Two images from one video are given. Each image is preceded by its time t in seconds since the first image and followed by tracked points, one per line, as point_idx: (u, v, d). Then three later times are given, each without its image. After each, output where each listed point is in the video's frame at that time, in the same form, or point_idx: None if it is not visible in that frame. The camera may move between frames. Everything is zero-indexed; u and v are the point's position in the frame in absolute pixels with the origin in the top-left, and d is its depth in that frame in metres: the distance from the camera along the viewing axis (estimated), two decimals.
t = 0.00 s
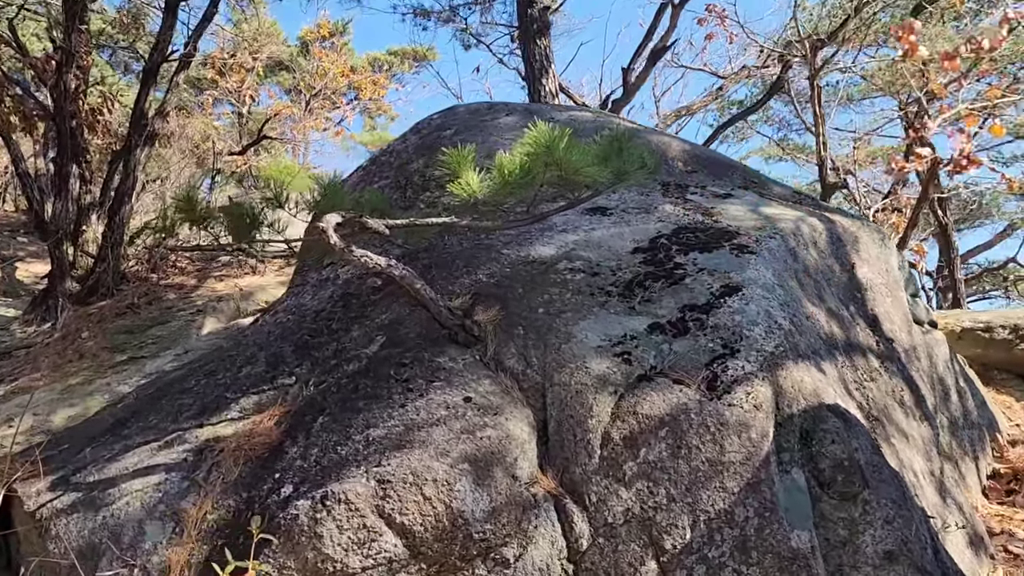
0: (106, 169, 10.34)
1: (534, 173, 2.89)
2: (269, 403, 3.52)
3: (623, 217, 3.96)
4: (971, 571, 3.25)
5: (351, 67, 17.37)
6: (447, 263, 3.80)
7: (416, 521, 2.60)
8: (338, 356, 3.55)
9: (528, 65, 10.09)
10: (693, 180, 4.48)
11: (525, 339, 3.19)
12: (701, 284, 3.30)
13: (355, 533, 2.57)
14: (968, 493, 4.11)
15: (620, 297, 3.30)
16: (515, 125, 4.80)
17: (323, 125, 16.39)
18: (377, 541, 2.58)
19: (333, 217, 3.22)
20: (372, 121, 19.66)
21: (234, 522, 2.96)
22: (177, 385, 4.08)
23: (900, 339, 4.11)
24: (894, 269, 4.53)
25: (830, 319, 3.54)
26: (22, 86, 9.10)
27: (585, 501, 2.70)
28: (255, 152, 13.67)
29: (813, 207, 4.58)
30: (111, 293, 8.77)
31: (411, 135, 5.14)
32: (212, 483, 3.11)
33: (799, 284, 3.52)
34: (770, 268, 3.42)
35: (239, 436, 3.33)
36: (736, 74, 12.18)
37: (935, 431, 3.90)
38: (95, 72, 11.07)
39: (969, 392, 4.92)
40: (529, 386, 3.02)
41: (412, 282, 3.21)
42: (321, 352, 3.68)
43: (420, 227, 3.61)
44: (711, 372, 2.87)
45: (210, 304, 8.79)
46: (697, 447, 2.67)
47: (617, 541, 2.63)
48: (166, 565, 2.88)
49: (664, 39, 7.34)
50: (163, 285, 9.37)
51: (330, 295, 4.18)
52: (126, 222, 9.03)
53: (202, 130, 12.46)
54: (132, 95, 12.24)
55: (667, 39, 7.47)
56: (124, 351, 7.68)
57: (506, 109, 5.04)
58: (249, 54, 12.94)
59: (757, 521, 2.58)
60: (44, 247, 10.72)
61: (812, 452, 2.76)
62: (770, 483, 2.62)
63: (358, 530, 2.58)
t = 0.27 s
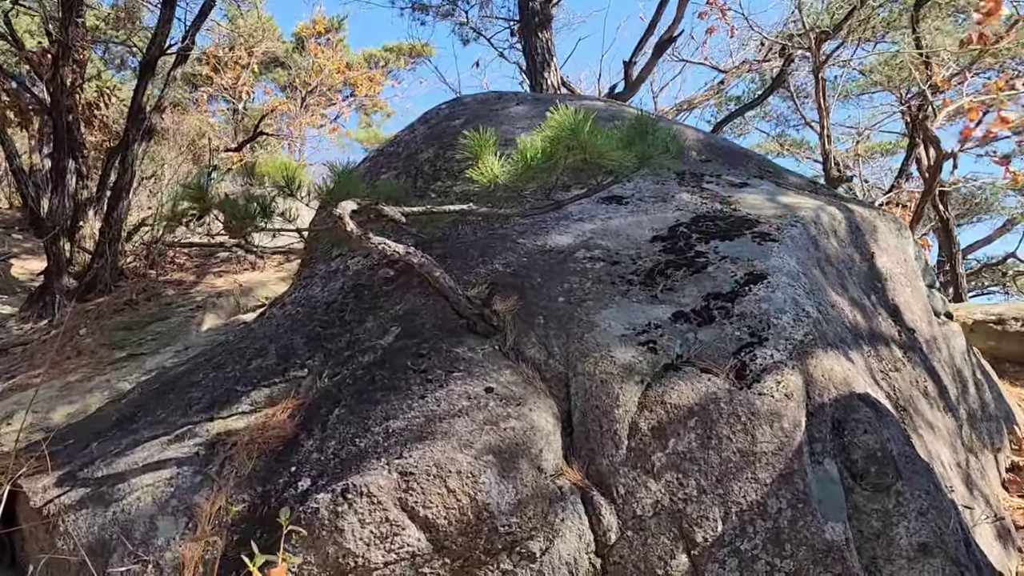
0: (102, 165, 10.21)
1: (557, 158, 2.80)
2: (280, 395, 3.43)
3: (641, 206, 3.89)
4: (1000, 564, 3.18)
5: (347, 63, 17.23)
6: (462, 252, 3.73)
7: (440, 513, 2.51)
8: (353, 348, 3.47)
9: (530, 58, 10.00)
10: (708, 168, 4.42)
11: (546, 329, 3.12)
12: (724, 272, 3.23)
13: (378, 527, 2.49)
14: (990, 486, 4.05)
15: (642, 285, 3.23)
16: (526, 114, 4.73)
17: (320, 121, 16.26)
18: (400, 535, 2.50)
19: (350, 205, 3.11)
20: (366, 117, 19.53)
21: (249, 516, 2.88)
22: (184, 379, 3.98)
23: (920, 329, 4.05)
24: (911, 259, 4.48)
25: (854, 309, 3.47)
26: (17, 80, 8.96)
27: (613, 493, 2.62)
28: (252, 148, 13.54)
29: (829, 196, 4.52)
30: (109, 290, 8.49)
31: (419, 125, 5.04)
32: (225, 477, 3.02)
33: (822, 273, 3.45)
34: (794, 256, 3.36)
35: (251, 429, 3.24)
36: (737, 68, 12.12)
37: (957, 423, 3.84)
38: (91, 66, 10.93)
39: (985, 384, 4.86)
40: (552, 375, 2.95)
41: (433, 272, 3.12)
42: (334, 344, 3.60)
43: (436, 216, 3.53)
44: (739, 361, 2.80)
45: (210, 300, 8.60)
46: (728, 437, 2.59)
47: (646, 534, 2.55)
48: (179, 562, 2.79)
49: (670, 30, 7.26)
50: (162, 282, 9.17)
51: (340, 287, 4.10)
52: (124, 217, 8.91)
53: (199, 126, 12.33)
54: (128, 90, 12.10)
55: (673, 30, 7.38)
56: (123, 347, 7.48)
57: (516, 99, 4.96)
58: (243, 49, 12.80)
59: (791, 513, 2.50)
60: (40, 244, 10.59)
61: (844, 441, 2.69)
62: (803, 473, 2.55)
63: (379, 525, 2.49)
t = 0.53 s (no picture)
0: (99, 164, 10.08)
1: (580, 140, 2.73)
2: (291, 392, 3.32)
3: (659, 196, 3.79)
4: None
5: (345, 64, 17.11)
6: (476, 243, 3.62)
7: (463, 512, 2.40)
8: (365, 342, 3.36)
9: (532, 55, 9.88)
10: (725, 159, 4.33)
11: (567, 321, 3.01)
12: (750, 262, 3.13)
13: (399, 526, 2.38)
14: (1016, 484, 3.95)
15: (666, 275, 3.13)
16: (537, 104, 4.63)
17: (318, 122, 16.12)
18: (422, 534, 2.38)
19: (362, 192, 3.02)
20: (364, 119, 19.25)
21: (262, 516, 2.77)
22: (189, 377, 3.87)
23: (944, 323, 3.96)
24: (932, 253, 4.39)
25: (881, 301, 3.37)
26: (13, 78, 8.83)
27: (643, 491, 2.52)
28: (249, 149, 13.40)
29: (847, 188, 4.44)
30: (107, 290, 8.20)
31: (427, 117, 4.93)
32: (235, 476, 2.91)
33: (848, 264, 3.35)
34: (820, 247, 3.26)
35: (261, 426, 3.12)
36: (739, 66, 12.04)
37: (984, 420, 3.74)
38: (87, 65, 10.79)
39: (1006, 381, 4.78)
40: (575, 368, 2.85)
41: (451, 260, 3.04)
42: (346, 338, 3.49)
43: (451, 203, 3.45)
44: (770, 352, 2.70)
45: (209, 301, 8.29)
46: (762, 431, 2.48)
47: (678, 533, 2.45)
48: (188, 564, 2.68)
49: (677, 24, 7.17)
50: (160, 282, 8.82)
51: (349, 281, 4.00)
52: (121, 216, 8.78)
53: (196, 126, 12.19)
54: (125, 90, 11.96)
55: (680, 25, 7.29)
56: (122, 348, 7.30)
57: (525, 89, 4.87)
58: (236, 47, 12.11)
59: (830, 511, 2.40)
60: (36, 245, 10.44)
61: (881, 436, 2.59)
62: (841, 469, 2.45)
63: (400, 524, 2.38)
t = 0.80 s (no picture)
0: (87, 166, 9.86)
1: (601, 141, 2.67)
2: (292, 402, 3.17)
3: (672, 199, 3.68)
4: None
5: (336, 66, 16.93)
6: (485, 248, 3.49)
7: (481, 533, 2.27)
8: (370, 351, 3.22)
9: (528, 57, 9.74)
10: (737, 162, 4.22)
11: (584, 329, 2.88)
12: (773, 268, 3.02)
13: (413, 547, 2.24)
14: None
15: (685, 282, 3.00)
16: (543, 104, 4.51)
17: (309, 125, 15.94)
18: (438, 556, 2.24)
19: (372, 194, 2.87)
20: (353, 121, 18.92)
21: (265, 536, 2.62)
22: (184, 385, 3.70)
23: (964, 331, 3.86)
24: (948, 258, 4.30)
25: (905, 309, 3.27)
26: None
27: (669, 509, 2.39)
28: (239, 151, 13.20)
29: (861, 192, 4.34)
30: (95, 295, 7.93)
31: (428, 118, 4.78)
32: (237, 492, 2.76)
33: (871, 270, 3.24)
34: (843, 251, 3.15)
35: (262, 439, 2.97)
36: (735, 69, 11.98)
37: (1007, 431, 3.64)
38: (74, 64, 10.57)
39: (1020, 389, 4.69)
40: (593, 380, 2.72)
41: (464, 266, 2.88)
42: (351, 346, 3.35)
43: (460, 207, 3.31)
44: (800, 363, 2.58)
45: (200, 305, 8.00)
46: (795, 447, 2.36)
47: (707, 554, 2.33)
48: None
49: (678, 26, 7.06)
50: (150, 286, 8.46)
51: (351, 287, 3.86)
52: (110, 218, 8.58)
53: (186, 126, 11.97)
54: (113, 90, 11.75)
55: (681, 26, 7.19)
56: (111, 353, 7.09)
57: (531, 90, 4.75)
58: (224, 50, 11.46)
59: (868, 532, 2.28)
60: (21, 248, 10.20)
61: (918, 451, 2.48)
62: (878, 487, 2.34)
63: (415, 545, 2.24)
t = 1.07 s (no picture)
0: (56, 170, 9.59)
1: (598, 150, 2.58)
2: (272, 419, 3.03)
3: (664, 209, 3.60)
4: None
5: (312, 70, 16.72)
6: (473, 259, 3.38)
7: (476, 560, 2.15)
8: (355, 367, 3.10)
9: (508, 63, 9.61)
10: (726, 171, 4.15)
11: (578, 343, 2.78)
12: (770, 280, 2.94)
13: None
14: None
15: (682, 294, 2.92)
16: (529, 111, 4.42)
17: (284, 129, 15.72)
18: None
19: (355, 203, 2.71)
20: (326, 125, 18.61)
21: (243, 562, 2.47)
22: (157, 399, 3.54)
23: (957, 342, 3.81)
24: (939, 268, 4.26)
25: (901, 321, 3.21)
26: None
27: (670, 532, 2.28)
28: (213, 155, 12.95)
29: (851, 201, 4.30)
30: (64, 302, 7.67)
31: (410, 124, 4.65)
32: (214, 514, 2.61)
33: (868, 281, 3.19)
34: (840, 263, 3.09)
35: (241, 458, 2.83)
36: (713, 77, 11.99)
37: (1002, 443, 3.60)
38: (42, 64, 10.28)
39: (1008, 399, 4.67)
40: (589, 397, 2.62)
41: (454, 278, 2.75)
42: (334, 360, 3.22)
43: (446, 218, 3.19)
44: (802, 379, 2.50)
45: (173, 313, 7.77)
46: (801, 467, 2.27)
47: None
48: None
49: (662, 33, 7.01)
50: (121, 293, 8.24)
51: (333, 298, 3.73)
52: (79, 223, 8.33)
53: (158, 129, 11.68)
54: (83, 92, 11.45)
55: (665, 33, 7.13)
56: (80, 363, 6.85)
57: (516, 96, 4.65)
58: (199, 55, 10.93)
59: (878, 555, 2.18)
60: None
61: (924, 471, 2.40)
62: (887, 507, 2.24)
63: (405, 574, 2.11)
